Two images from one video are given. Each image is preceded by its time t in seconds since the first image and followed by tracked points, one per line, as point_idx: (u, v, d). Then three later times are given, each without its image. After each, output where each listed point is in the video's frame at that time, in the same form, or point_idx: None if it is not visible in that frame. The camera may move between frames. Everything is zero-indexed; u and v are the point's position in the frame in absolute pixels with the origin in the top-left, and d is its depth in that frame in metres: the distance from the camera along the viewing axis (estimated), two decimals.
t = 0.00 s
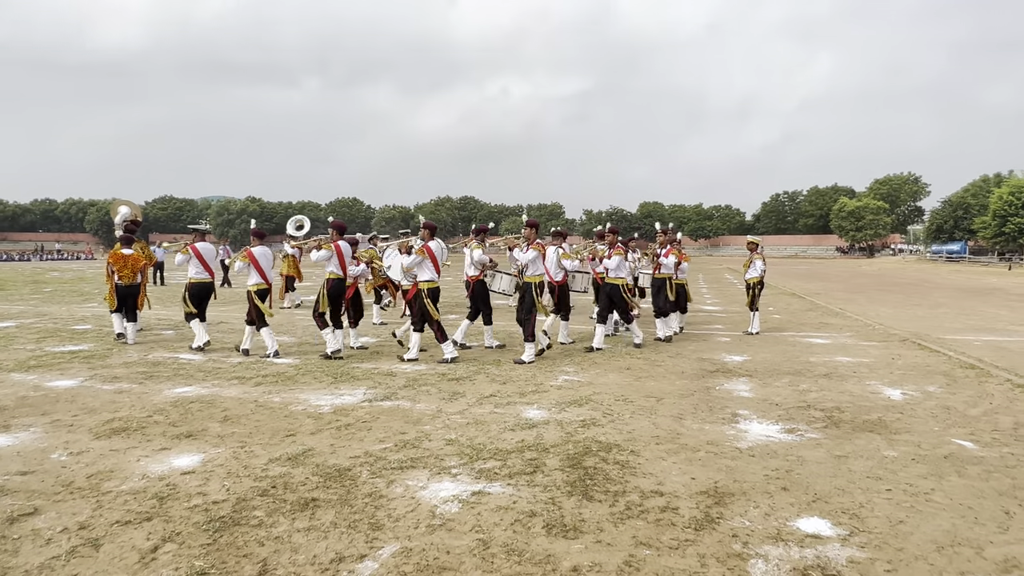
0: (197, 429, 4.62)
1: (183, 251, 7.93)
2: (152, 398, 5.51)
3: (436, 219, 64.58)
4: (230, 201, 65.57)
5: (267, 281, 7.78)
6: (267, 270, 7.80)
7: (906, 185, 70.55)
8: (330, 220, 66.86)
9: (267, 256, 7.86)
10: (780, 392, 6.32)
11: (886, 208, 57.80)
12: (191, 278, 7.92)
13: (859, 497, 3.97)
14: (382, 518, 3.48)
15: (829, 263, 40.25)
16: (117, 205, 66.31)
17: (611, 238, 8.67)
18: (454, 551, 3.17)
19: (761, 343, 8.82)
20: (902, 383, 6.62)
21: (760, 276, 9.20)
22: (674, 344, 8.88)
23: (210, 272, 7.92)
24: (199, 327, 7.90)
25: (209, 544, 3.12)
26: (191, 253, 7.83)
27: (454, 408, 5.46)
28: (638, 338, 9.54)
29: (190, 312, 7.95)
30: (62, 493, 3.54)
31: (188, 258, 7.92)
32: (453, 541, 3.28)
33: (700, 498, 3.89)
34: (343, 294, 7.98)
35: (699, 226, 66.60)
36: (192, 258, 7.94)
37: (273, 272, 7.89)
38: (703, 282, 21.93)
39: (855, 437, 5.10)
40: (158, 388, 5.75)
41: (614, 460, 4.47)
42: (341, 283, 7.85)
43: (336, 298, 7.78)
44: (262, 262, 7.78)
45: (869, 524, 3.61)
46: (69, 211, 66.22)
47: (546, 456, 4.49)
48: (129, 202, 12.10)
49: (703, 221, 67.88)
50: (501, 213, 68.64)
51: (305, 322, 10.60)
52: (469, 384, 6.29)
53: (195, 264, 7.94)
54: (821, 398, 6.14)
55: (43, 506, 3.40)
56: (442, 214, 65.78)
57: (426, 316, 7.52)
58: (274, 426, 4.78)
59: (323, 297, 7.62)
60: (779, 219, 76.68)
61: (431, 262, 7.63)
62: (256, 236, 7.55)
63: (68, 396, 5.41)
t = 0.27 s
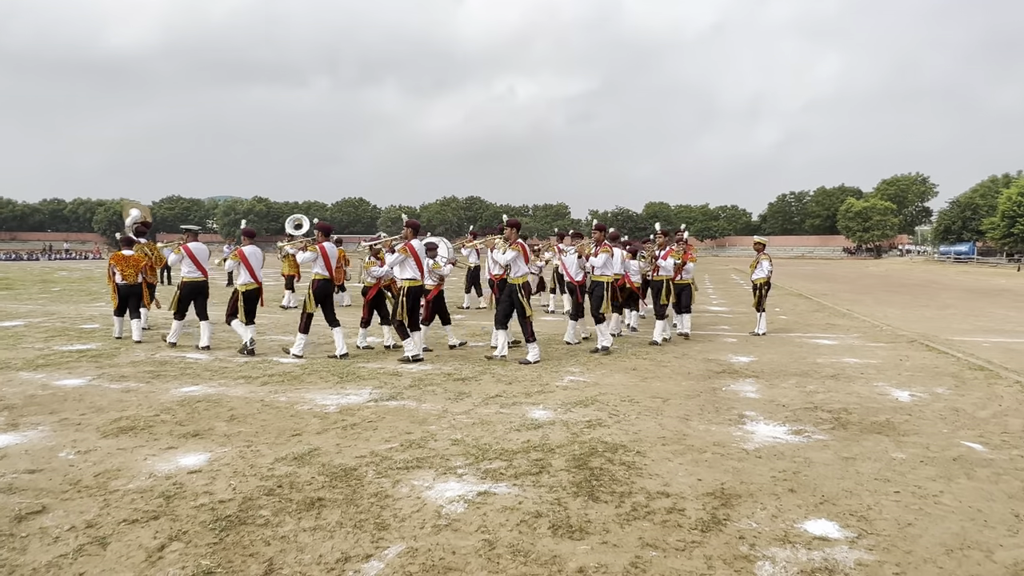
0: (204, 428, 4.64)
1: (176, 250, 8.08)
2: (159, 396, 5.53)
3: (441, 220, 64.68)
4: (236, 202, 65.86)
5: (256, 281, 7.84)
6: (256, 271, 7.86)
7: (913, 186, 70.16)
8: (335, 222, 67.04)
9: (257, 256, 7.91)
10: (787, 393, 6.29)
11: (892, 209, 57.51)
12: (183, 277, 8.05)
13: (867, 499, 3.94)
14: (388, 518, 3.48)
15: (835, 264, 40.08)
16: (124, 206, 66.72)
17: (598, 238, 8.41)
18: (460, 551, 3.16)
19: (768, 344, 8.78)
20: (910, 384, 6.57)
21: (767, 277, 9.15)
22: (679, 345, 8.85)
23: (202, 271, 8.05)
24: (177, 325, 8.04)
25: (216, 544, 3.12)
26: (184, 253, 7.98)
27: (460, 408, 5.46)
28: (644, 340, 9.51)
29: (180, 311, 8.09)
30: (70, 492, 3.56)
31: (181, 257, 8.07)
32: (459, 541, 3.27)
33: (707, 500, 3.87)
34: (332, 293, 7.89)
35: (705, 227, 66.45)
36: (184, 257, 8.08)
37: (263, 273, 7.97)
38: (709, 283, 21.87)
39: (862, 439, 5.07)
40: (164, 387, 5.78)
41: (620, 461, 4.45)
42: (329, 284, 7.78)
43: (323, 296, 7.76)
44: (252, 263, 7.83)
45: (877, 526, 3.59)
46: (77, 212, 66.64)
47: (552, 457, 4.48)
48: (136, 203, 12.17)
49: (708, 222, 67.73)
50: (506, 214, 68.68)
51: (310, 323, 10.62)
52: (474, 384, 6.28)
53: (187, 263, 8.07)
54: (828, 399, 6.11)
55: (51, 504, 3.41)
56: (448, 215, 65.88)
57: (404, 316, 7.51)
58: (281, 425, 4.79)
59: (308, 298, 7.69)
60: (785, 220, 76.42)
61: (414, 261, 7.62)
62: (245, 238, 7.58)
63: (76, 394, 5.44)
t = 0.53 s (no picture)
0: (210, 428, 4.65)
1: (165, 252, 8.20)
2: (165, 396, 5.55)
3: (446, 221, 64.76)
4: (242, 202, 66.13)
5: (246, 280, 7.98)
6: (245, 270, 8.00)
7: (920, 187, 69.76)
8: (340, 222, 67.19)
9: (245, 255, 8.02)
10: (793, 395, 6.26)
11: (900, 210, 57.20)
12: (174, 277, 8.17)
13: (874, 501, 3.92)
14: (393, 518, 3.48)
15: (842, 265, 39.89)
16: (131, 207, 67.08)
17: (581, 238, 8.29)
18: (464, 551, 3.15)
19: (773, 345, 8.75)
20: (917, 386, 6.53)
21: (773, 277, 9.10)
22: (685, 346, 8.82)
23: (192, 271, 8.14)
24: (175, 326, 8.04)
25: (221, 543, 3.13)
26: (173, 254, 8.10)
27: (465, 408, 5.45)
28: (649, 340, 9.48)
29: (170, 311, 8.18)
30: (77, 490, 3.57)
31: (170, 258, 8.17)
32: (463, 541, 3.26)
33: (712, 502, 3.86)
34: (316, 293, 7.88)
35: (711, 228, 66.29)
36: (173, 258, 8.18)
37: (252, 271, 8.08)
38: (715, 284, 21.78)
39: (869, 441, 5.04)
40: (170, 386, 5.80)
41: (625, 462, 4.44)
42: (313, 284, 7.77)
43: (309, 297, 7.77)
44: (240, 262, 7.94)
45: (884, 529, 3.56)
46: (84, 212, 67.03)
47: (557, 457, 4.47)
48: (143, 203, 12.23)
49: (714, 223, 67.58)
50: (511, 215, 68.72)
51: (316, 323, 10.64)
52: (479, 385, 6.28)
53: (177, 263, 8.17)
54: (834, 401, 6.08)
55: (58, 503, 3.43)
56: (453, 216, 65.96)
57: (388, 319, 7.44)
58: (286, 425, 4.80)
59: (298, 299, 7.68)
60: (791, 221, 76.16)
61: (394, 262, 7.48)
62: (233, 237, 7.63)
63: (83, 393, 5.46)
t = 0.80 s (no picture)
0: (214, 427, 4.65)
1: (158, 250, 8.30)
2: (170, 395, 5.56)
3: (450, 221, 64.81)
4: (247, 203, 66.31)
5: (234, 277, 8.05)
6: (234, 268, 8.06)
7: (926, 188, 69.45)
8: (345, 222, 67.32)
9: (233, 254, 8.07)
10: (798, 396, 6.23)
11: (905, 212, 56.97)
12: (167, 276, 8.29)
13: (880, 503, 3.89)
14: (396, 518, 3.47)
15: (847, 267, 39.73)
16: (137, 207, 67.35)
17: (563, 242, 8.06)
18: (468, 552, 3.15)
19: (778, 347, 8.72)
20: (924, 388, 6.50)
21: (778, 279, 9.07)
22: (689, 348, 8.80)
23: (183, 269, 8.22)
24: (177, 324, 7.97)
25: (225, 542, 3.13)
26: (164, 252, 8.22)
27: (469, 409, 5.45)
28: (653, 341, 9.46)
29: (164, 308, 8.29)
30: (82, 489, 3.58)
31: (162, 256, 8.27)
32: (467, 542, 3.26)
33: (717, 503, 3.84)
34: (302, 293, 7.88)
35: (715, 229, 66.16)
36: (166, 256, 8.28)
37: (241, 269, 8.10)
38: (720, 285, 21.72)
39: (874, 443, 5.01)
40: (175, 385, 5.81)
41: (629, 463, 4.42)
42: (298, 284, 7.76)
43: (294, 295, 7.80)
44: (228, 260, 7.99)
45: (890, 531, 3.54)
46: (90, 212, 67.35)
47: (561, 458, 4.46)
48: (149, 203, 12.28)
49: (718, 224, 67.44)
50: (515, 215, 68.75)
51: (320, 323, 10.65)
52: (483, 385, 6.27)
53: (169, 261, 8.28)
54: (839, 403, 6.05)
55: (63, 501, 3.43)
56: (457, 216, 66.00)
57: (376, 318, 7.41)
58: (290, 424, 4.80)
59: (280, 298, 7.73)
60: (795, 222, 75.98)
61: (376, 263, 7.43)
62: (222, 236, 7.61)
63: (88, 392, 5.48)
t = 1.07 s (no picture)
0: (217, 426, 4.66)
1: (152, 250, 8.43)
2: (174, 394, 5.57)
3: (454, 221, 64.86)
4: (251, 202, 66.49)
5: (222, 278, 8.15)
6: (222, 269, 8.19)
7: (931, 190, 69.19)
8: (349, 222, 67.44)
9: (221, 255, 8.20)
10: (802, 398, 6.21)
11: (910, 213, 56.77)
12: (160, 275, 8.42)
13: (883, 506, 3.88)
14: (399, 517, 3.47)
15: (851, 268, 39.58)
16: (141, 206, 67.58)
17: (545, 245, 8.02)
18: (470, 552, 3.14)
19: (782, 348, 8.69)
20: (928, 390, 6.47)
21: (782, 280, 9.04)
22: (692, 349, 8.78)
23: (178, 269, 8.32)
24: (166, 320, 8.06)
25: (228, 540, 3.13)
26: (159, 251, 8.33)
27: (472, 409, 5.44)
28: (656, 342, 9.45)
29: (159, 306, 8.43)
30: (85, 487, 3.59)
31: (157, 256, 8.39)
32: (469, 542, 3.26)
33: (719, 504, 3.83)
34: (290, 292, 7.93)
35: (719, 230, 66.05)
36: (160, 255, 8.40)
37: (229, 269, 8.22)
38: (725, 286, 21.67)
39: (878, 445, 4.99)
40: (179, 384, 5.82)
41: (632, 464, 4.41)
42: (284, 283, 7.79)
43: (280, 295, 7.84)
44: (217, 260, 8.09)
45: (894, 533, 3.52)
46: (95, 211, 67.62)
47: (564, 459, 4.45)
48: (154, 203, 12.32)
49: (722, 225, 67.31)
50: (518, 215, 68.78)
51: (324, 322, 10.68)
52: (486, 385, 6.26)
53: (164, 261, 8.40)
54: (844, 404, 6.02)
55: (66, 499, 3.44)
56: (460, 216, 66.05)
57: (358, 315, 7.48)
58: (294, 423, 4.81)
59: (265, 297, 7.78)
60: (799, 223, 75.83)
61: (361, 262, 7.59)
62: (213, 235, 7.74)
63: (93, 390, 5.50)
